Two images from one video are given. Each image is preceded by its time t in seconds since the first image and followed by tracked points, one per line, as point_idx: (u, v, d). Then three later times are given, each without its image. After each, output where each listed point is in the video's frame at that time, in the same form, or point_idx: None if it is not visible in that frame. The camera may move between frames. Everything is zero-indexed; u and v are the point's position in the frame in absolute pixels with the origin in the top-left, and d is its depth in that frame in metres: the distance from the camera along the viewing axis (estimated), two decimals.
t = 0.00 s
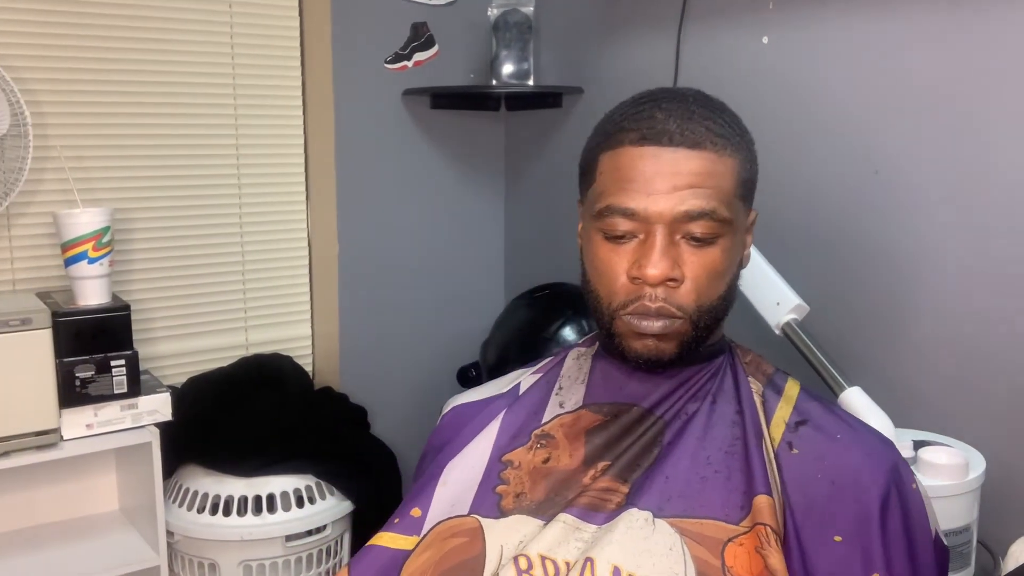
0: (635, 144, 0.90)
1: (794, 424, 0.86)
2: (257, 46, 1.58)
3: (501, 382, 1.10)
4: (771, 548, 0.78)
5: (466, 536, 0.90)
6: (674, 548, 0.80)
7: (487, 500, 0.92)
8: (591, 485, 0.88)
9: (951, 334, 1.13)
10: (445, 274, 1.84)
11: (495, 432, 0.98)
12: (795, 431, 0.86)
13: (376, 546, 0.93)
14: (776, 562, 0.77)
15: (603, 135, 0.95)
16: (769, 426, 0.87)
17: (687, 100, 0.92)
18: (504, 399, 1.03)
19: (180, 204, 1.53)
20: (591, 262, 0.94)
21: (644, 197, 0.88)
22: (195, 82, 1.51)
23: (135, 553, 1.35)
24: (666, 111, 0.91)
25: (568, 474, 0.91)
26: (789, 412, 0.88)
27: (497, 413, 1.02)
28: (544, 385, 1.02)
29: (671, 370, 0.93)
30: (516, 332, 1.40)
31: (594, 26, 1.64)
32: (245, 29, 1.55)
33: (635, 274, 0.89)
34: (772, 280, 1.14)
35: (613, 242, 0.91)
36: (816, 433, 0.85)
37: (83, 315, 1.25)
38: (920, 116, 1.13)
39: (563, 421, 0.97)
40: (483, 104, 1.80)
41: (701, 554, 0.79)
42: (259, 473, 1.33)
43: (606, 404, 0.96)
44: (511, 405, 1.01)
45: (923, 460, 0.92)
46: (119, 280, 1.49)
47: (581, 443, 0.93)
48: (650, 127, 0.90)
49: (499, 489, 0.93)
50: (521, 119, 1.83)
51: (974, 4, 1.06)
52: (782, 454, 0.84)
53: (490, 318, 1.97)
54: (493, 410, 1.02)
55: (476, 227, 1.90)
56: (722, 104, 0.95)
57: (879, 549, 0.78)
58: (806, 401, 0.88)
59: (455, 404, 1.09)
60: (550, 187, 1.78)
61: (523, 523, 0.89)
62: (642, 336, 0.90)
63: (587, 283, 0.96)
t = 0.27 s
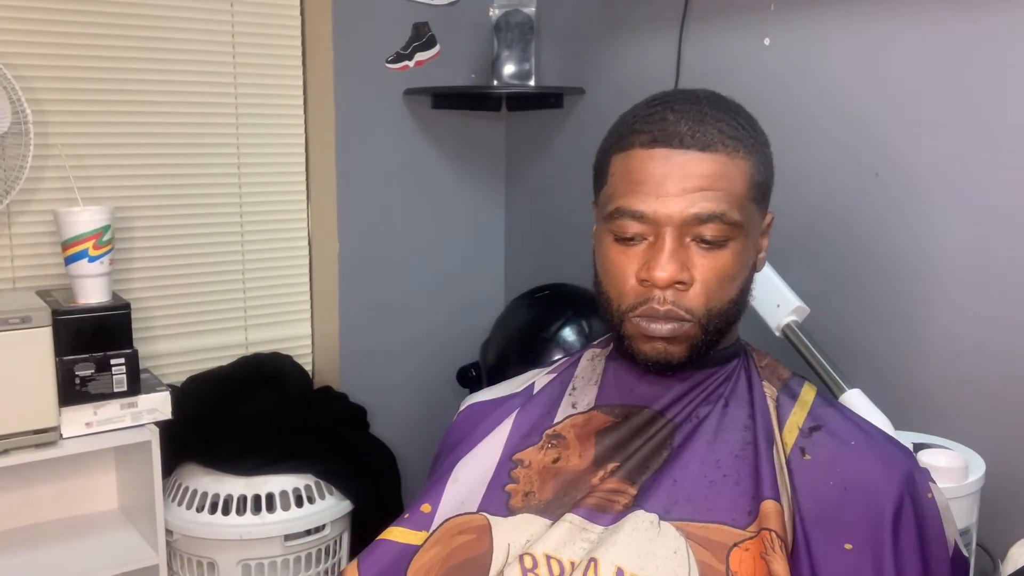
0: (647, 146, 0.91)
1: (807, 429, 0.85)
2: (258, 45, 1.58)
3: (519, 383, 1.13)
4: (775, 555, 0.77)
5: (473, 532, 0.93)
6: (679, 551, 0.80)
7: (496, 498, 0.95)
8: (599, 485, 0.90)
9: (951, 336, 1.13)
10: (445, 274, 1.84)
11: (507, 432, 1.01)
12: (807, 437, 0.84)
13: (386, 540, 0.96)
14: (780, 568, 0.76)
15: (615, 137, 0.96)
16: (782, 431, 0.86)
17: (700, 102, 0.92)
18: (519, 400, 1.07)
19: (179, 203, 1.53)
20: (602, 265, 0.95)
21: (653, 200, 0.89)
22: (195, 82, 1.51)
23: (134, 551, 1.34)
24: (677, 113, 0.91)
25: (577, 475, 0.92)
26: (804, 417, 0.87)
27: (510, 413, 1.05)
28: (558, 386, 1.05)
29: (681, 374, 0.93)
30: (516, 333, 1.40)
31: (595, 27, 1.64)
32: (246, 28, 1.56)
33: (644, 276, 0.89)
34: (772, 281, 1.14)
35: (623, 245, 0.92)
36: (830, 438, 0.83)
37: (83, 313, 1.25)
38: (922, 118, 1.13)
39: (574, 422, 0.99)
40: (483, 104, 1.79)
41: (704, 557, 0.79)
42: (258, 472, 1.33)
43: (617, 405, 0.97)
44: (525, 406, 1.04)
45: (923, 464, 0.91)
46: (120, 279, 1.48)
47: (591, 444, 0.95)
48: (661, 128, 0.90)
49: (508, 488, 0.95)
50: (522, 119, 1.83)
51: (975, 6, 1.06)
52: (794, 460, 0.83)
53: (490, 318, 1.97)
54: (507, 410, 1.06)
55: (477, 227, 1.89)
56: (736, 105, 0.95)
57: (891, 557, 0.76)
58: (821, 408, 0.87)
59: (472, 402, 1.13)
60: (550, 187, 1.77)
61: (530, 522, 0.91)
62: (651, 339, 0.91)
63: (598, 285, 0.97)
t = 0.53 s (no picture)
0: (646, 147, 0.91)
1: (806, 429, 0.85)
2: (258, 45, 1.58)
3: (519, 383, 1.13)
4: (774, 555, 0.77)
5: (473, 533, 0.93)
6: (679, 551, 0.80)
7: (496, 498, 0.95)
8: (598, 486, 0.90)
9: (950, 336, 1.13)
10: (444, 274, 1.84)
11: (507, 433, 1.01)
12: (806, 437, 0.84)
13: (386, 540, 0.96)
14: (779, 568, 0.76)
15: (614, 137, 0.96)
16: (781, 432, 0.86)
17: (700, 102, 0.92)
18: (519, 400, 1.07)
19: (179, 203, 1.53)
20: (601, 266, 0.95)
21: (653, 200, 0.89)
22: (196, 82, 1.51)
23: (133, 551, 1.34)
24: (677, 113, 0.91)
25: (577, 475, 0.92)
26: (803, 417, 0.87)
27: (510, 413, 1.04)
28: (558, 386, 1.05)
29: (680, 374, 0.93)
30: (516, 333, 1.40)
31: (595, 27, 1.64)
32: (246, 28, 1.56)
33: (643, 276, 0.89)
34: (771, 282, 1.14)
35: (622, 245, 0.92)
36: (830, 438, 0.83)
37: (82, 312, 1.25)
38: (921, 119, 1.13)
39: (574, 422, 0.99)
40: (483, 104, 1.79)
41: (704, 557, 0.79)
42: (258, 472, 1.33)
43: (617, 405, 0.97)
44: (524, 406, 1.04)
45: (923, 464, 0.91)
46: (120, 279, 1.48)
47: (590, 444, 0.95)
48: (660, 129, 0.90)
49: (508, 488, 0.95)
50: (521, 119, 1.83)
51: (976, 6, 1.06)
52: (793, 460, 0.83)
53: (490, 319, 1.96)
54: (507, 410, 1.06)
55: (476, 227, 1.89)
56: (736, 106, 0.95)
57: (889, 556, 0.76)
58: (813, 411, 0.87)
59: (472, 403, 1.13)
60: (550, 188, 1.77)
61: (530, 522, 0.91)
62: (651, 339, 0.91)
63: (598, 285, 0.97)
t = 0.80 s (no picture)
0: (646, 146, 0.91)
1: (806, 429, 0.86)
2: (258, 45, 1.58)
3: (518, 383, 1.14)
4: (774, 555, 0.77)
5: (473, 532, 0.93)
6: (678, 551, 0.80)
7: (496, 498, 0.95)
8: (598, 485, 0.90)
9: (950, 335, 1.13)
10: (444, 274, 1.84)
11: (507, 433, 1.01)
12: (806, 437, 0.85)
13: (386, 540, 0.96)
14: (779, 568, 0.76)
15: (615, 137, 0.96)
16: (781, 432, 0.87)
17: (700, 102, 0.92)
18: (519, 400, 1.07)
19: (179, 203, 1.53)
20: (602, 265, 0.95)
21: (653, 200, 0.89)
22: (195, 82, 1.51)
23: (133, 551, 1.34)
24: (677, 113, 0.91)
25: (577, 475, 0.92)
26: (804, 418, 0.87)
27: (510, 413, 1.05)
28: (558, 386, 1.05)
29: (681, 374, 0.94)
30: (516, 334, 1.40)
31: (595, 27, 1.63)
32: (246, 28, 1.56)
33: (643, 275, 0.89)
34: (771, 282, 1.14)
35: (622, 244, 0.92)
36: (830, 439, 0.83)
37: (81, 312, 1.25)
38: (920, 119, 1.13)
39: (575, 422, 0.99)
40: (483, 104, 1.79)
41: (704, 556, 0.79)
42: (257, 472, 1.33)
43: (617, 405, 0.98)
44: (525, 406, 1.04)
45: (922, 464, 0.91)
46: (120, 278, 1.48)
47: (590, 444, 0.95)
48: (660, 128, 0.91)
49: (508, 488, 0.95)
50: (521, 119, 1.83)
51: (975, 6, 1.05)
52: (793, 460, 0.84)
53: (489, 319, 1.96)
54: (507, 410, 1.06)
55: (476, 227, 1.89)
56: (736, 105, 0.95)
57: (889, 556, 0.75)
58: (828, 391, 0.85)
59: (472, 402, 1.14)
60: (550, 188, 1.77)
61: (529, 522, 0.91)
62: (652, 338, 0.91)
63: (599, 285, 0.97)
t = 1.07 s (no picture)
0: (648, 146, 0.92)
1: (807, 430, 0.84)
2: (258, 45, 1.58)
3: (519, 382, 1.14)
4: (775, 556, 0.77)
5: (474, 532, 0.93)
6: (679, 551, 0.80)
7: (497, 498, 0.95)
8: (598, 486, 0.90)
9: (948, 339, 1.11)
10: (443, 274, 1.84)
11: (508, 433, 1.01)
12: (807, 437, 0.83)
13: (386, 540, 0.96)
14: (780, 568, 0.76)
15: (617, 137, 0.97)
16: (782, 433, 0.85)
17: (700, 102, 0.92)
18: (519, 400, 1.07)
19: (179, 203, 1.53)
20: (604, 265, 0.97)
21: (653, 201, 0.90)
22: (195, 83, 1.51)
23: (133, 551, 1.34)
24: (679, 112, 0.92)
25: (578, 475, 0.92)
26: (804, 419, 0.85)
27: (510, 413, 1.05)
28: (559, 386, 1.05)
29: (681, 374, 0.95)
30: (516, 334, 1.40)
31: (595, 27, 1.63)
32: (246, 29, 1.56)
33: (645, 276, 0.92)
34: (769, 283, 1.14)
35: (624, 244, 0.94)
36: (829, 439, 0.82)
37: (81, 312, 1.25)
38: (919, 120, 1.12)
39: (575, 423, 0.99)
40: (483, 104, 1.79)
41: (705, 557, 0.79)
42: (258, 472, 1.33)
43: (618, 406, 0.98)
44: (525, 407, 1.04)
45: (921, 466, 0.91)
46: (120, 278, 1.48)
47: (591, 444, 0.95)
48: (662, 128, 0.92)
49: (508, 488, 0.95)
50: (521, 119, 1.83)
51: (975, 5, 1.05)
52: (794, 461, 0.82)
53: (489, 318, 1.96)
54: (507, 410, 1.06)
55: (476, 227, 1.89)
56: (738, 106, 0.95)
57: (891, 559, 0.73)
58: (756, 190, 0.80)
59: (472, 403, 1.14)
60: (550, 187, 1.77)
61: (530, 522, 0.91)
62: (653, 337, 0.93)
63: (601, 285, 0.99)
